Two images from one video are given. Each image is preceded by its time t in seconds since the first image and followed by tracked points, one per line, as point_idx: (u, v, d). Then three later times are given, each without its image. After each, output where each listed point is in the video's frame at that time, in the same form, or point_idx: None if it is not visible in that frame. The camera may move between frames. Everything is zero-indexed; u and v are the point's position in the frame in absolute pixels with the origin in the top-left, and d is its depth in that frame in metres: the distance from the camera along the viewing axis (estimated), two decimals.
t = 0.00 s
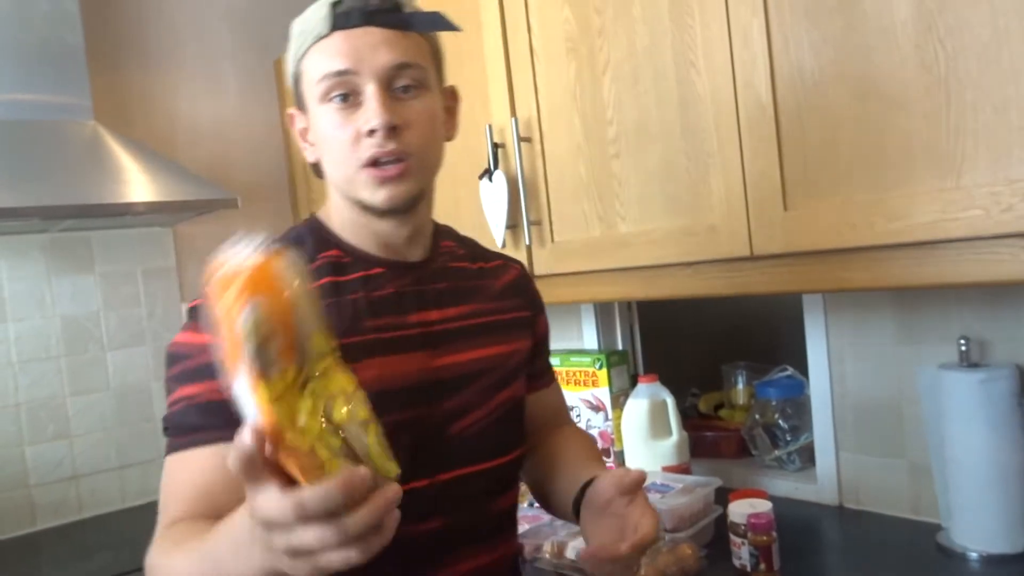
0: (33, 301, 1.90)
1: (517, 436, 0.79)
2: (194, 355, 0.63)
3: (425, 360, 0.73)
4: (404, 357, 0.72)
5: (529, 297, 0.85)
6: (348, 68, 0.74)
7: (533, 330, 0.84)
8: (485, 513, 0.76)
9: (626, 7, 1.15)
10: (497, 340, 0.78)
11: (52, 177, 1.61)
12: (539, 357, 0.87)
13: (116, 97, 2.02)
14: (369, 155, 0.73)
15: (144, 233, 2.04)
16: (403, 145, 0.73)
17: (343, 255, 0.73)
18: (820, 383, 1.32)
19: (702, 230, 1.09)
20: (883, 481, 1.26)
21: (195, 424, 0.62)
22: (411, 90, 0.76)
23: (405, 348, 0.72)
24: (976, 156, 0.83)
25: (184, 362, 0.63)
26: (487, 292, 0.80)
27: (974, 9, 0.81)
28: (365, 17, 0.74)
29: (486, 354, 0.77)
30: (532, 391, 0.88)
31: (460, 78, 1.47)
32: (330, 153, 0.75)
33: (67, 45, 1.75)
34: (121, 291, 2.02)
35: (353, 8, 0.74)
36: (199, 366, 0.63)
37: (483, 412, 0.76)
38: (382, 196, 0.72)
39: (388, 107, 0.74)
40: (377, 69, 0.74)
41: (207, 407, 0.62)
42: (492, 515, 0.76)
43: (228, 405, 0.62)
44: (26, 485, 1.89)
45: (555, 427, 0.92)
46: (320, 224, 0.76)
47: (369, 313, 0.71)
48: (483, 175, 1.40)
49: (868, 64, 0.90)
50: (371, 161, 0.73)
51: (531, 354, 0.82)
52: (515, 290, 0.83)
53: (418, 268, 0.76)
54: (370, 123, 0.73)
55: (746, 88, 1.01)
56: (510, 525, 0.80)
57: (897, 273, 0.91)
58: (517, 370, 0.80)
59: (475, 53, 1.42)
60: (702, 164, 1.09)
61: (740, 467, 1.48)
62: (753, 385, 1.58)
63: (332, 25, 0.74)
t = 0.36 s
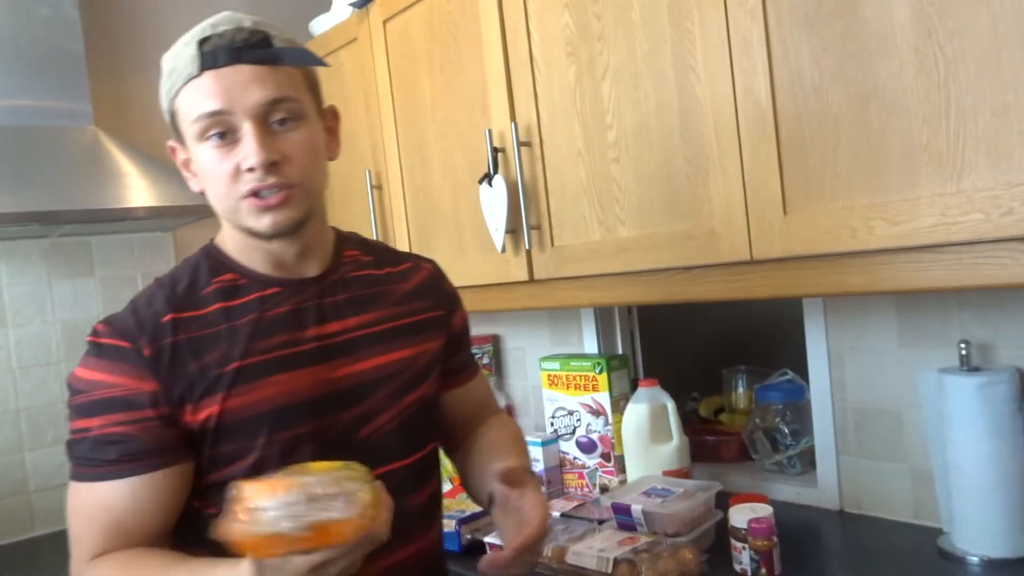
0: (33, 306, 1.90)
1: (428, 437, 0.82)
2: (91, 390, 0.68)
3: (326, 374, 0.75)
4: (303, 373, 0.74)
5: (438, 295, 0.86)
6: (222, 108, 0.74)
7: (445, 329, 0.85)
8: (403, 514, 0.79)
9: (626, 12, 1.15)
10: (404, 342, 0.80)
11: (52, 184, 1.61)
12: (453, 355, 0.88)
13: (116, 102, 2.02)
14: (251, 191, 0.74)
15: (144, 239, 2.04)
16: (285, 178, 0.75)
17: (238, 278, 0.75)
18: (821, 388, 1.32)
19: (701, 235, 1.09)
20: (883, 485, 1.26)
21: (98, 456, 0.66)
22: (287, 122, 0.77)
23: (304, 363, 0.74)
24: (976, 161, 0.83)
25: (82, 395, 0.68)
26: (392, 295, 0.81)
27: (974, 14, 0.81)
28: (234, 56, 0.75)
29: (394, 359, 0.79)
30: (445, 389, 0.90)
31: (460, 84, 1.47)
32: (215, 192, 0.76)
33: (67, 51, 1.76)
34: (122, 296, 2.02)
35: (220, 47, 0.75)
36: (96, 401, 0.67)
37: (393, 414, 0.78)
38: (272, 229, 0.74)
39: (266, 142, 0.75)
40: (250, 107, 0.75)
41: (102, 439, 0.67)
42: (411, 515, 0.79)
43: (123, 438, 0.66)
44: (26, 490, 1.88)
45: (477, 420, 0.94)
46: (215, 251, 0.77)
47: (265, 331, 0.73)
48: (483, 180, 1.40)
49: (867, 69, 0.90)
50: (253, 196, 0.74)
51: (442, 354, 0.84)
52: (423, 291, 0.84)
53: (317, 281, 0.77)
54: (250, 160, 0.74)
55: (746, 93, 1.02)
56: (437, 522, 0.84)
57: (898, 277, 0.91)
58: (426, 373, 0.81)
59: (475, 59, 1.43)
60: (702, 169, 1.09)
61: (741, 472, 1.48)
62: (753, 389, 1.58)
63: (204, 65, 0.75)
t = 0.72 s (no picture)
0: (33, 309, 1.90)
1: (391, 423, 0.93)
2: (75, 378, 0.76)
3: (296, 363, 0.84)
4: (275, 361, 0.83)
5: (399, 298, 0.96)
6: (190, 109, 0.84)
7: (407, 328, 0.96)
8: (373, 491, 0.89)
9: (626, 15, 1.15)
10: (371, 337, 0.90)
11: (51, 186, 1.61)
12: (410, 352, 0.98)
13: (116, 105, 2.02)
14: (222, 186, 0.84)
15: (144, 242, 2.04)
16: (251, 173, 0.85)
17: (211, 277, 0.84)
18: (821, 391, 1.31)
19: (701, 238, 1.09)
20: (884, 489, 1.25)
21: (83, 441, 0.74)
22: (253, 123, 0.87)
23: (275, 353, 0.83)
24: (976, 164, 0.83)
25: (65, 384, 0.76)
26: (357, 295, 0.92)
27: (973, 17, 0.81)
28: (201, 63, 0.85)
29: (358, 352, 0.88)
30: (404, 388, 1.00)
31: (460, 87, 1.47)
32: (188, 189, 0.86)
33: (68, 54, 1.76)
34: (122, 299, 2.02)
35: (188, 56, 0.85)
36: (82, 386, 0.75)
37: (365, 401, 0.89)
38: (241, 220, 0.84)
39: (232, 141, 0.85)
40: (216, 109, 0.85)
41: (83, 423, 0.74)
42: (380, 494, 0.90)
43: (106, 421, 0.74)
44: (25, 493, 1.88)
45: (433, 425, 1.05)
46: (189, 252, 0.87)
47: (238, 323, 0.82)
48: (483, 182, 1.40)
49: (867, 72, 0.90)
50: (226, 191, 0.84)
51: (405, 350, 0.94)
52: (384, 293, 0.95)
53: (285, 281, 0.87)
54: (217, 156, 0.83)
55: (746, 96, 1.02)
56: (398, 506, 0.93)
57: (898, 280, 0.91)
58: (388, 365, 0.91)
59: (475, 62, 1.43)
60: (702, 172, 1.09)
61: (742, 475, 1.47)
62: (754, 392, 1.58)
63: (173, 73, 0.85)
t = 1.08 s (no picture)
0: (32, 310, 1.90)
1: (398, 419, 1.03)
2: (122, 352, 0.83)
3: (323, 357, 0.95)
4: (306, 355, 0.93)
5: (408, 312, 1.09)
6: (253, 132, 0.94)
7: (412, 337, 1.08)
8: (381, 478, 0.99)
9: (626, 17, 1.15)
10: (385, 341, 1.01)
11: (51, 186, 1.61)
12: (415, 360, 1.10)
13: (116, 106, 2.02)
14: (274, 202, 0.94)
15: (144, 242, 2.04)
16: (301, 194, 0.95)
17: (251, 277, 0.94)
18: (820, 392, 1.31)
19: (701, 239, 1.09)
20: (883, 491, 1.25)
21: (124, 410, 0.81)
22: (306, 149, 0.97)
23: (306, 347, 0.94)
24: (974, 167, 0.83)
25: (112, 356, 0.84)
26: (372, 306, 1.03)
27: (972, 19, 0.81)
28: (268, 92, 0.94)
29: (373, 353, 1.00)
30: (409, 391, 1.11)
31: (460, 88, 1.47)
32: (238, 198, 0.95)
33: (66, 56, 1.76)
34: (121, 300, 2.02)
35: (257, 84, 0.94)
36: (127, 360, 0.83)
37: (378, 398, 0.99)
38: (286, 234, 0.94)
39: (287, 163, 0.94)
40: (277, 135, 0.94)
41: (127, 394, 0.82)
42: (386, 481, 1.00)
43: (147, 393, 0.82)
44: (24, 494, 1.88)
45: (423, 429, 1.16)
46: (232, 253, 0.96)
47: (273, 319, 0.92)
48: (483, 183, 1.40)
49: (866, 74, 0.90)
50: (276, 208, 0.94)
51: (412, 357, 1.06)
52: (395, 306, 1.06)
53: (314, 286, 0.98)
54: (274, 176, 0.93)
55: (745, 98, 1.02)
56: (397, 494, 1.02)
57: (897, 281, 0.91)
58: (400, 367, 1.03)
59: (474, 64, 1.43)
60: (701, 174, 1.09)
61: (740, 477, 1.48)
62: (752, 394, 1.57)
63: (242, 98, 0.94)
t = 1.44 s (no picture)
0: (32, 310, 1.90)
1: (396, 415, 1.13)
2: (152, 345, 0.92)
3: (331, 355, 1.04)
4: (316, 352, 1.02)
5: (406, 318, 1.18)
6: (273, 145, 1.04)
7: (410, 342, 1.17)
8: (380, 467, 1.08)
9: (625, 18, 1.15)
10: (387, 343, 1.11)
11: (51, 187, 1.61)
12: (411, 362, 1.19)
13: (115, 107, 2.02)
14: (291, 207, 1.03)
15: (143, 244, 2.04)
16: (316, 200, 1.04)
17: (267, 279, 1.04)
18: (819, 394, 1.31)
19: (700, 240, 1.09)
20: (881, 492, 1.25)
21: (153, 397, 0.90)
22: (320, 160, 1.07)
23: (316, 345, 1.02)
24: (973, 168, 0.83)
25: (142, 349, 0.92)
26: (376, 311, 1.13)
27: (970, 21, 0.82)
28: (287, 108, 1.04)
29: (377, 353, 1.09)
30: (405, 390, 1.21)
31: (459, 90, 1.47)
32: (258, 205, 1.04)
33: (66, 57, 1.76)
34: (120, 301, 2.02)
35: (276, 102, 1.05)
36: (157, 353, 0.92)
37: (380, 394, 1.09)
38: (303, 236, 1.03)
39: (303, 172, 1.04)
40: (294, 147, 1.04)
41: (156, 382, 0.90)
42: (386, 471, 1.09)
43: (174, 382, 0.90)
44: (22, 495, 1.88)
45: (414, 427, 1.23)
46: (249, 256, 1.06)
47: (288, 318, 1.01)
48: (482, 184, 1.40)
49: (866, 76, 0.90)
50: (293, 213, 1.03)
51: (409, 359, 1.15)
52: (394, 312, 1.16)
53: (322, 290, 1.07)
54: (292, 184, 1.03)
55: (745, 98, 1.02)
56: (392, 483, 1.11)
57: (896, 283, 0.91)
58: (398, 366, 1.12)
59: (473, 65, 1.43)
60: (700, 176, 1.09)
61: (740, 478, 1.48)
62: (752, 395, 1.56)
63: (263, 114, 1.04)
